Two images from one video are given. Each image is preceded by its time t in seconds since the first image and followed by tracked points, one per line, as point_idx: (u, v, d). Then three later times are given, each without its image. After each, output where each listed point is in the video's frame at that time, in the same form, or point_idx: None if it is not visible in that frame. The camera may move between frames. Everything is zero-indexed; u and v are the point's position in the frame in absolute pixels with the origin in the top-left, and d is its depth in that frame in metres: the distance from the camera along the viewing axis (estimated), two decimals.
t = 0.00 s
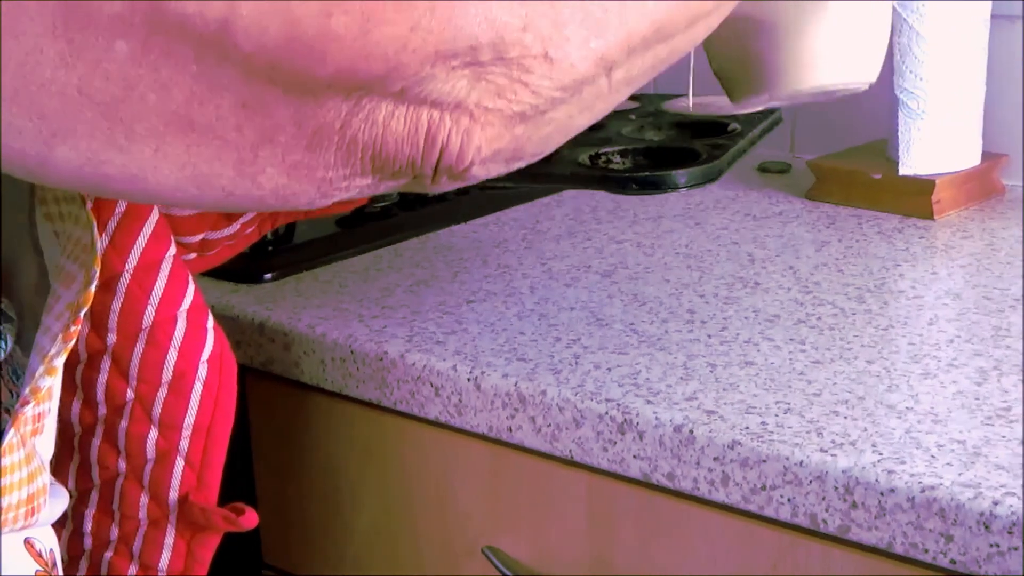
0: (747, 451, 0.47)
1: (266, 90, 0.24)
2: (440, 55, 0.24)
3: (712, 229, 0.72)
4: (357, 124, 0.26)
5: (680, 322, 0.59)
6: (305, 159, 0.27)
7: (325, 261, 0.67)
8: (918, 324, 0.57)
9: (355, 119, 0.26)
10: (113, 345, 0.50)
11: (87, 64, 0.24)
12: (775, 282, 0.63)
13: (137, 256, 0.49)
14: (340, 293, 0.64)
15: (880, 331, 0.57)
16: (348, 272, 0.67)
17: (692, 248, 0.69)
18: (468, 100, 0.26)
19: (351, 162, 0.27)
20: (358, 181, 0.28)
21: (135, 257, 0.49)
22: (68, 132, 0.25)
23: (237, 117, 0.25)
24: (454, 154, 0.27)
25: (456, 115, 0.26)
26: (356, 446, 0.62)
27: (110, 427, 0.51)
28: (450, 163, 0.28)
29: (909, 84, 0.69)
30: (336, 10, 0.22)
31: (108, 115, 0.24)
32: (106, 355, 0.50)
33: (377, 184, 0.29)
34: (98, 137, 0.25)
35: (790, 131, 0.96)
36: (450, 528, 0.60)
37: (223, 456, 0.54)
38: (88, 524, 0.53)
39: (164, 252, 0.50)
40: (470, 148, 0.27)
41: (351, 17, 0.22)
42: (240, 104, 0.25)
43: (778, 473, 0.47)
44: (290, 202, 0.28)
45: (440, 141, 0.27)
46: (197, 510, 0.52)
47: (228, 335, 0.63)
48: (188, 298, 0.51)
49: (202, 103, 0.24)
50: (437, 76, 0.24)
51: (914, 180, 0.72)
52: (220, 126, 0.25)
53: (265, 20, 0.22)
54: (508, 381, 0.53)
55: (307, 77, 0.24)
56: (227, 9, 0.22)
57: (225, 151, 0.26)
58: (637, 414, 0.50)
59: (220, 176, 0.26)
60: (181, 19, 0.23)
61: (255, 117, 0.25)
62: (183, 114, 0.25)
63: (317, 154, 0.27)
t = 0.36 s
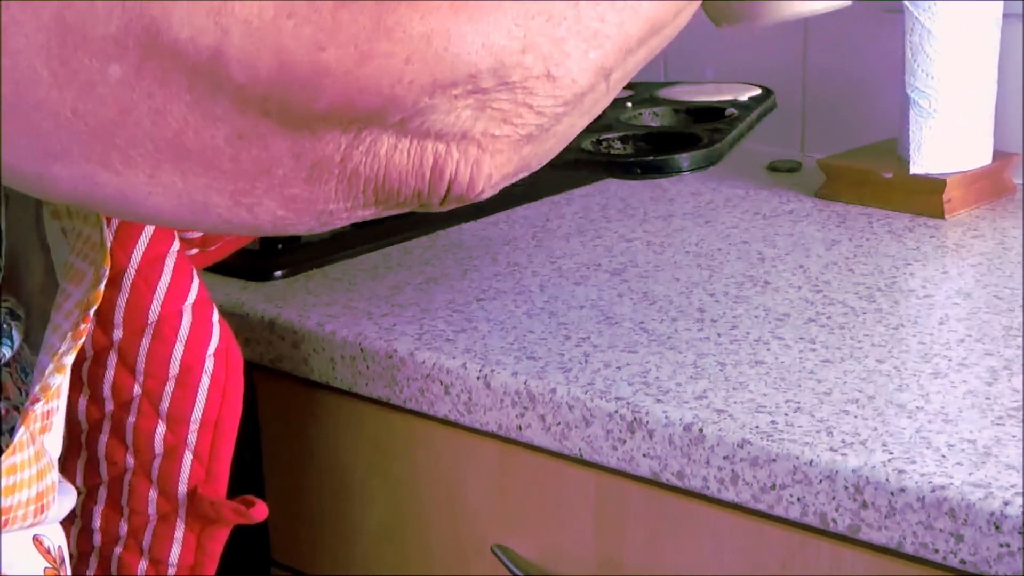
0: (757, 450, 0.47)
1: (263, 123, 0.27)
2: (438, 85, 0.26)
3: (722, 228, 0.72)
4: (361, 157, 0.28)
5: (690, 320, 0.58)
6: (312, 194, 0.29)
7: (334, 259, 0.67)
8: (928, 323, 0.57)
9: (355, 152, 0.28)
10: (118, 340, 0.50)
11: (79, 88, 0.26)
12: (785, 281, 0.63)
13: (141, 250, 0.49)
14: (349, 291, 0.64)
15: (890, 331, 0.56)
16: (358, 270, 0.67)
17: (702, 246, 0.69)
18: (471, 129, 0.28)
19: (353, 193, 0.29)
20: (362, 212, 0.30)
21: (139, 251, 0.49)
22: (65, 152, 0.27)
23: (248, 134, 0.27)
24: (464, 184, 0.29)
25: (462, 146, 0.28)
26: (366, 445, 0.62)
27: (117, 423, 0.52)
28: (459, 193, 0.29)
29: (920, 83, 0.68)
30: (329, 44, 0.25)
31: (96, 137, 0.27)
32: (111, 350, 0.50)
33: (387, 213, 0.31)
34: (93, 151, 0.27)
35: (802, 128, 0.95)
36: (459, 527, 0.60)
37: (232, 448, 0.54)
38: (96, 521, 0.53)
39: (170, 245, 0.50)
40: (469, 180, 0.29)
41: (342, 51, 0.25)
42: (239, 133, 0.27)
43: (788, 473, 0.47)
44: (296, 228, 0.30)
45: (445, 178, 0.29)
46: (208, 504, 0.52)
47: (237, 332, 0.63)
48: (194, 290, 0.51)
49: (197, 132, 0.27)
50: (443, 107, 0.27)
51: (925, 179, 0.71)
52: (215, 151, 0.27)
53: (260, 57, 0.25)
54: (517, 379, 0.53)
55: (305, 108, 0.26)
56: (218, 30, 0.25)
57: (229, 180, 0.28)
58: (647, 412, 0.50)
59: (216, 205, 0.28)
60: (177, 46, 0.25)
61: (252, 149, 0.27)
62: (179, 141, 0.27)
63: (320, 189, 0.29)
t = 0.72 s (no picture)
0: (766, 447, 0.47)
1: (234, 164, 0.26)
2: (413, 131, 0.25)
3: (732, 224, 0.72)
4: (340, 214, 0.27)
5: (700, 317, 0.58)
6: (283, 239, 0.28)
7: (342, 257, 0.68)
8: (939, 320, 0.57)
9: (330, 204, 0.27)
10: (93, 329, 0.50)
11: (51, 112, 0.25)
12: (796, 278, 0.63)
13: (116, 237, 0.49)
14: (359, 288, 0.64)
15: (900, 328, 0.56)
16: (369, 267, 0.67)
17: (713, 243, 0.69)
18: (451, 180, 0.28)
19: (326, 244, 0.28)
20: (334, 264, 0.29)
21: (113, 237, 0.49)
22: (31, 176, 0.26)
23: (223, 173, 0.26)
24: (446, 237, 0.29)
25: (445, 197, 0.28)
26: (376, 441, 0.62)
27: (95, 408, 0.52)
28: (440, 244, 0.29)
29: (931, 80, 0.68)
30: (300, 86, 0.24)
31: (70, 165, 0.25)
32: (88, 337, 0.51)
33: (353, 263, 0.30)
34: (63, 176, 0.26)
35: (813, 126, 0.95)
36: (469, 524, 0.61)
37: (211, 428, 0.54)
38: (77, 504, 0.53)
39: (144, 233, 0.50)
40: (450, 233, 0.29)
41: (315, 93, 0.24)
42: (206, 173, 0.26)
43: (797, 470, 0.47)
44: (260, 268, 0.28)
45: (422, 234, 0.28)
46: (190, 481, 0.52)
47: (248, 329, 0.63)
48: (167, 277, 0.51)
49: (166, 166, 0.25)
50: (426, 150, 0.26)
51: (936, 176, 0.71)
52: (184, 188, 0.26)
53: (229, 88, 0.24)
54: (527, 375, 0.53)
55: (277, 155, 0.25)
56: (190, 62, 0.24)
57: (193, 220, 0.26)
58: (656, 409, 0.50)
59: (185, 242, 0.27)
60: (149, 75, 0.24)
61: (222, 186, 0.26)
62: (148, 174, 0.26)
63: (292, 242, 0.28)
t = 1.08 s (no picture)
0: (778, 442, 0.47)
1: (174, 196, 0.24)
2: (350, 173, 0.24)
3: (744, 219, 0.72)
4: (274, 250, 0.25)
5: (712, 312, 0.58)
6: (212, 272, 0.25)
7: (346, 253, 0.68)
8: (951, 315, 0.56)
9: (265, 241, 0.25)
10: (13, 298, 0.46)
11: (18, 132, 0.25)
12: (808, 272, 0.63)
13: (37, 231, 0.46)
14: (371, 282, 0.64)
15: (913, 322, 0.56)
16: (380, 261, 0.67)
17: (725, 238, 0.69)
18: (383, 223, 0.26)
19: (259, 279, 0.26)
20: (264, 301, 0.27)
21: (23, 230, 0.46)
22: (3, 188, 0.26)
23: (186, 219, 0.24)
24: (376, 279, 0.27)
25: (379, 239, 0.26)
26: (386, 436, 0.62)
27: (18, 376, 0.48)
28: (372, 287, 0.27)
29: (945, 74, 0.68)
30: (241, 120, 0.23)
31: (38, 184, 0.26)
32: None
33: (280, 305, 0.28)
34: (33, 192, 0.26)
35: (824, 120, 0.95)
36: (479, 518, 0.61)
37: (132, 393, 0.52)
38: None
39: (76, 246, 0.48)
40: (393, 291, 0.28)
41: (255, 129, 0.23)
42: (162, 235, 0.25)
43: (809, 465, 0.47)
44: (200, 301, 0.26)
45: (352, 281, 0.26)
46: (125, 441, 0.50)
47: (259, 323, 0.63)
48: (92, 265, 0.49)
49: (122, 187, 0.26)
50: (351, 196, 0.25)
51: (949, 170, 0.71)
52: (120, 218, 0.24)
53: (172, 116, 0.22)
54: (539, 369, 0.53)
55: (214, 187, 0.23)
56: (136, 90, 0.22)
57: (124, 257, 0.25)
58: (668, 403, 0.50)
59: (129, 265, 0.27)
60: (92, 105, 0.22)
61: (163, 215, 0.24)
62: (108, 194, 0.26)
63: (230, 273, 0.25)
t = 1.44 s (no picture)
0: (790, 436, 0.47)
1: (88, 205, 0.29)
2: (261, 193, 0.29)
3: (757, 213, 0.72)
4: (184, 263, 0.31)
5: (725, 306, 0.58)
6: (128, 280, 0.31)
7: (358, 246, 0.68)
8: (966, 309, 0.56)
9: (179, 256, 0.30)
10: None
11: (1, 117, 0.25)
12: (821, 267, 0.62)
13: None
14: (383, 275, 0.64)
15: (926, 317, 0.56)
16: (393, 254, 0.67)
17: (737, 231, 0.69)
18: (299, 246, 0.31)
19: (174, 292, 0.32)
20: (179, 312, 0.33)
21: None
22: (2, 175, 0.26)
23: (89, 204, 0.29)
24: (290, 300, 0.32)
25: (290, 263, 0.31)
26: (400, 430, 0.62)
27: None
28: (284, 306, 0.33)
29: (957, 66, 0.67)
30: (156, 134, 0.27)
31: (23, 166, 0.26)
32: None
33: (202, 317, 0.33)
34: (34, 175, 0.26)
35: (838, 113, 0.95)
36: (492, 511, 0.60)
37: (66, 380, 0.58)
38: None
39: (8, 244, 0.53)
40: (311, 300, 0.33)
41: (170, 144, 0.27)
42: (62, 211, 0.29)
43: (822, 459, 0.47)
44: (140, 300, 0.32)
45: (271, 299, 0.32)
46: (57, 420, 0.55)
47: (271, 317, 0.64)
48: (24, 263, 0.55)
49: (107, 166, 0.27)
50: (269, 215, 0.30)
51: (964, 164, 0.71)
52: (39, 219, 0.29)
53: (89, 128, 0.27)
54: (551, 362, 0.53)
55: (127, 200, 0.28)
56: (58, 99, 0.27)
57: (51, 249, 0.30)
58: (681, 397, 0.50)
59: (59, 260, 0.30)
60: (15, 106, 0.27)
61: (75, 225, 0.29)
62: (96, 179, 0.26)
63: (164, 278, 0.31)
